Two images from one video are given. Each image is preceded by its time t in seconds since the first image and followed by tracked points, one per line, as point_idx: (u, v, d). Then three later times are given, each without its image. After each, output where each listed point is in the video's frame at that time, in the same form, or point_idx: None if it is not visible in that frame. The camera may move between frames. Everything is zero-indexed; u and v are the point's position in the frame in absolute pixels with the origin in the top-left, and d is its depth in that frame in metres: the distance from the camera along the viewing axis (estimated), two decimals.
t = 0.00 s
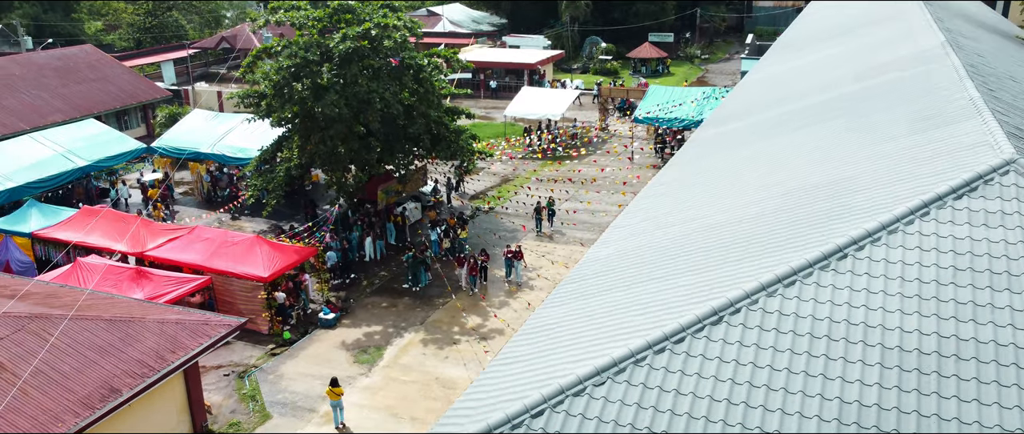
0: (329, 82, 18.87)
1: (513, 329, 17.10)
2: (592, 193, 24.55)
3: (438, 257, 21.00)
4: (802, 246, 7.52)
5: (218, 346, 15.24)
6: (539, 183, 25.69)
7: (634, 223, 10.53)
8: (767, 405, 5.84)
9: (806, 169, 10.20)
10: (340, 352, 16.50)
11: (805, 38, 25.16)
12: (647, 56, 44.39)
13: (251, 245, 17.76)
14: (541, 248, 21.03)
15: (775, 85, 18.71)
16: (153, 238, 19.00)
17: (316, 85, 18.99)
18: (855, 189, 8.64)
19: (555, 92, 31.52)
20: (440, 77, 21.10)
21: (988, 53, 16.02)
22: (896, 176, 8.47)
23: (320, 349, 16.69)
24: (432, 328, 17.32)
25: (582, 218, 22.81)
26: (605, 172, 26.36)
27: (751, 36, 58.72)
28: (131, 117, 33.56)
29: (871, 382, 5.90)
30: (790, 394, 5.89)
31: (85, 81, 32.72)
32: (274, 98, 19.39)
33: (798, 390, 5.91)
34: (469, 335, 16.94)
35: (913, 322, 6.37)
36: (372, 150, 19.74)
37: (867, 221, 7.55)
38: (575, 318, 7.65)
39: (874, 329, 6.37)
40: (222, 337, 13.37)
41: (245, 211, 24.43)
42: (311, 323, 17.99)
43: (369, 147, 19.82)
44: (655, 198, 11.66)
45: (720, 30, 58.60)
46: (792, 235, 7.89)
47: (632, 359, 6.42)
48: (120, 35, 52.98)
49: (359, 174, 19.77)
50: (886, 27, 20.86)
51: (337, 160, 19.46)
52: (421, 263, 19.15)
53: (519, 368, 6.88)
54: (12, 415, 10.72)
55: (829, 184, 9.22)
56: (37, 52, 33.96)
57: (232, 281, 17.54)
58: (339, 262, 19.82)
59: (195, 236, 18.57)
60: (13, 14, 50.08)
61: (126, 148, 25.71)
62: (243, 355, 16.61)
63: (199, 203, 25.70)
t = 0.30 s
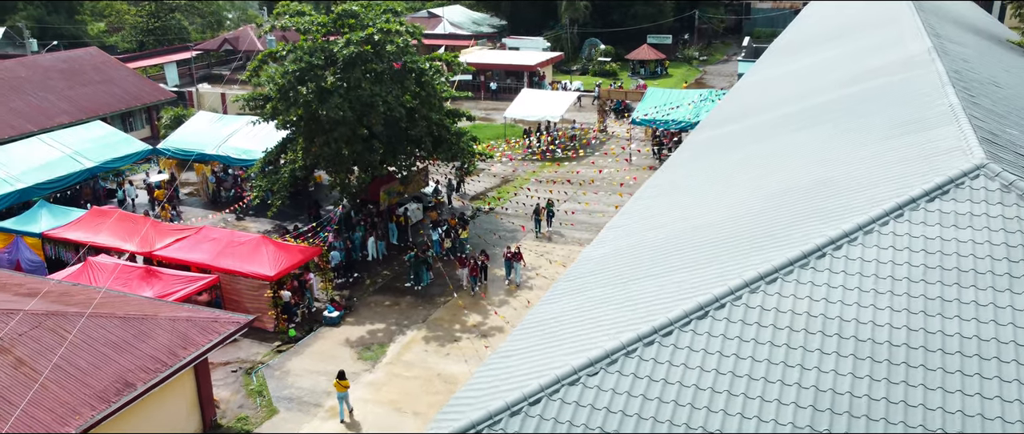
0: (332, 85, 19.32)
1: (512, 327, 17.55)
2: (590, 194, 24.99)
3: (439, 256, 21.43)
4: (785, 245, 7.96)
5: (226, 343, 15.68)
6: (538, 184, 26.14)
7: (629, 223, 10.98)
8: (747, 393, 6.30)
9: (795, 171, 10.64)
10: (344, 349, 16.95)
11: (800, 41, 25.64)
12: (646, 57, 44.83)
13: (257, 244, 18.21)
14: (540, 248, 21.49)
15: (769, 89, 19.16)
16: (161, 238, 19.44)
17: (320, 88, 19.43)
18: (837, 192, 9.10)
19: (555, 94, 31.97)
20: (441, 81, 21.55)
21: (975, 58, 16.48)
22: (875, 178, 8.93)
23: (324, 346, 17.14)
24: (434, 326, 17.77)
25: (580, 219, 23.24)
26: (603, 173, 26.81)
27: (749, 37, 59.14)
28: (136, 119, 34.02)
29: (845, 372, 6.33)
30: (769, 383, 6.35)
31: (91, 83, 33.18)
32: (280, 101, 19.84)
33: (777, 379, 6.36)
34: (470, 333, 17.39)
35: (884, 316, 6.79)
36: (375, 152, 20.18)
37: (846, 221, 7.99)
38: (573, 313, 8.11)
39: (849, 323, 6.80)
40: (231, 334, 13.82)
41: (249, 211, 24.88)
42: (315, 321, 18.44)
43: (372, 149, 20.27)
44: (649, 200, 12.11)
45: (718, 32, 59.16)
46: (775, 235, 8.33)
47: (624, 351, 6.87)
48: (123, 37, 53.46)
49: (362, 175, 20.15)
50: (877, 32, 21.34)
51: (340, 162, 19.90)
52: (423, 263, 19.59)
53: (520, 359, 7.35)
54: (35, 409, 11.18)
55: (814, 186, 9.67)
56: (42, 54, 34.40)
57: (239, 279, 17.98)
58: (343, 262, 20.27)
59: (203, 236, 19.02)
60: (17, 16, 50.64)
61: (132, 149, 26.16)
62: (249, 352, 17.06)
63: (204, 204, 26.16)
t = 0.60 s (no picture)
0: (337, 90, 19.89)
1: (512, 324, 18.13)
2: (588, 195, 25.55)
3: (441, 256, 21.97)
4: (766, 244, 8.53)
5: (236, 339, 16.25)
6: (538, 185, 26.72)
7: (622, 224, 11.56)
8: (726, 379, 6.87)
9: (780, 175, 11.23)
10: (349, 345, 17.52)
11: (793, 46, 26.20)
12: (644, 59, 45.41)
13: (264, 244, 18.78)
14: (539, 248, 22.08)
15: (760, 93, 19.72)
16: (170, 238, 20.00)
17: (325, 93, 20.01)
18: (816, 195, 9.68)
19: (554, 96, 32.55)
20: (442, 85, 22.12)
21: (960, 65, 17.07)
22: (853, 182, 9.51)
23: (330, 343, 17.71)
24: (436, 323, 18.35)
25: (578, 220, 23.80)
26: (602, 175, 27.39)
27: (747, 38, 59.70)
28: (142, 120, 34.60)
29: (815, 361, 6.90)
30: (746, 371, 6.91)
31: (98, 85, 33.75)
32: (286, 105, 20.42)
33: (754, 367, 6.93)
34: (472, 329, 17.96)
35: (854, 310, 7.35)
36: (378, 154, 20.75)
37: (823, 222, 8.56)
38: (568, 308, 8.68)
39: (821, 315, 7.36)
40: (242, 331, 14.39)
41: (255, 212, 25.46)
42: (321, 319, 19.00)
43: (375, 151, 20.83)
44: (643, 201, 12.68)
45: (716, 34, 59.71)
46: (756, 235, 8.90)
47: (614, 341, 7.43)
48: (126, 39, 54.01)
49: (365, 177, 20.87)
50: (868, 37, 21.91)
51: (345, 164, 20.47)
52: (425, 262, 20.15)
53: (519, 350, 7.94)
54: (57, 399, 11.72)
55: (797, 189, 10.24)
56: (50, 58, 35.01)
57: (247, 278, 18.54)
58: (347, 261, 20.84)
59: (212, 236, 19.58)
60: (22, 18, 51.28)
61: (139, 151, 26.74)
62: (258, 348, 17.62)
63: (210, 204, 26.73)
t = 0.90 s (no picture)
0: (341, 93, 20.38)
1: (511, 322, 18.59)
2: (586, 196, 25.99)
3: (442, 255, 22.40)
4: (752, 243, 8.99)
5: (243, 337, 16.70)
6: (537, 186, 27.17)
7: (618, 225, 12.01)
8: (713, 371, 7.33)
9: (769, 177, 11.69)
10: (353, 343, 17.97)
11: (787, 49, 26.65)
12: (642, 61, 45.86)
13: (270, 244, 19.24)
14: (538, 248, 22.54)
15: (754, 97, 20.19)
16: (178, 238, 20.45)
17: (329, 96, 20.51)
18: (800, 197, 10.14)
19: (553, 98, 32.97)
20: (444, 88, 22.59)
21: (948, 69, 17.54)
22: (837, 185, 9.97)
23: (334, 340, 18.16)
24: (438, 321, 18.81)
25: (577, 220, 24.25)
26: (600, 176, 27.85)
27: (745, 40, 60.17)
28: (146, 122, 35.03)
29: (796, 353, 7.36)
30: (732, 363, 7.37)
31: (103, 88, 34.20)
32: (291, 108, 20.92)
33: (738, 359, 7.40)
34: (473, 327, 18.41)
35: (833, 305, 7.80)
36: (381, 156, 21.23)
37: (806, 222, 9.02)
38: (566, 305, 9.15)
39: (803, 311, 7.82)
40: (250, 328, 14.85)
41: (259, 213, 25.91)
42: (325, 317, 19.46)
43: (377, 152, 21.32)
44: (638, 202, 13.13)
45: (714, 36, 60.16)
46: (743, 236, 9.35)
47: (608, 335, 7.89)
48: (128, 40, 54.36)
49: (368, 178, 21.36)
50: (860, 41, 22.38)
51: (348, 166, 20.97)
52: (426, 262, 20.61)
53: (519, 344, 8.41)
54: (76, 393, 12.18)
55: (784, 191, 10.70)
56: (56, 60, 35.44)
57: (253, 277, 18.99)
58: (350, 261, 21.29)
59: (219, 237, 20.04)
60: (26, 20, 51.70)
61: (145, 153, 27.19)
62: (264, 346, 18.07)
63: (215, 205, 27.18)
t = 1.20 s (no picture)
0: (346, 97, 20.96)
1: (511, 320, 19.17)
2: (584, 197, 26.59)
3: (443, 255, 22.95)
4: (736, 243, 9.58)
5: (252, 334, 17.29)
6: (536, 188, 27.77)
7: (613, 225, 12.60)
8: (697, 361, 7.93)
9: (757, 180, 12.28)
10: (358, 340, 18.55)
11: (782, 53, 27.22)
12: (641, 63, 46.46)
13: (278, 244, 19.82)
14: (537, 247, 23.14)
15: (747, 101, 20.78)
16: (187, 238, 21.01)
17: (334, 101, 21.10)
18: (785, 199, 10.73)
19: (552, 101, 33.54)
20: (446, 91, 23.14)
21: (933, 74, 18.13)
22: (819, 188, 10.56)
23: (340, 337, 18.74)
24: (440, 318, 19.40)
25: (575, 221, 24.85)
26: (598, 177, 28.47)
27: (743, 42, 60.79)
28: (152, 124, 35.60)
29: (774, 345, 7.95)
30: (715, 354, 7.97)
31: (109, 90, 34.76)
32: (297, 111, 21.50)
33: (721, 350, 7.99)
34: (474, 325, 19.00)
35: (810, 300, 8.38)
36: (384, 158, 21.82)
37: (788, 224, 9.62)
38: (563, 300, 9.76)
39: (783, 305, 8.41)
40: (260, 325, 15.44)
41: (265, 213, 26.50)
42: (331, 315, 20.04)
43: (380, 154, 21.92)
44: (633, 204, 13.71)
45: (712, 38, 60.75)
46: (729, 236, 9.94)
47: (600, 328, 8.49)
48: (132, 42, 54.90)
49: (372, 180, 21.94)
50: (852, 46, 22.96)
51: (352, 168, 21.57)
52: (429, 261, 21.22)
53: (519, 338, 9.02)
54: (96, 388, 12.73)
55: (770, 193, 11.29)
56: (63, 63, 36.00)
57: (260, 276, 19.56)
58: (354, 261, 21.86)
59: (227, 237, 20.61)
60: (31, 22, 52.28)
61: (153, 156, 27.76)
62: (272, 342, 18.65)
63: (221, 206, 27.76)
